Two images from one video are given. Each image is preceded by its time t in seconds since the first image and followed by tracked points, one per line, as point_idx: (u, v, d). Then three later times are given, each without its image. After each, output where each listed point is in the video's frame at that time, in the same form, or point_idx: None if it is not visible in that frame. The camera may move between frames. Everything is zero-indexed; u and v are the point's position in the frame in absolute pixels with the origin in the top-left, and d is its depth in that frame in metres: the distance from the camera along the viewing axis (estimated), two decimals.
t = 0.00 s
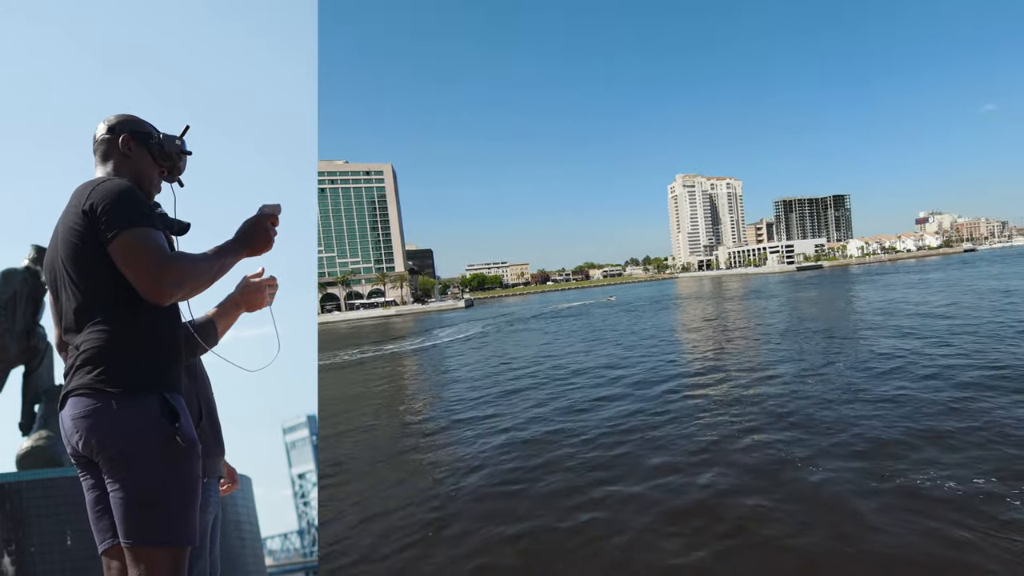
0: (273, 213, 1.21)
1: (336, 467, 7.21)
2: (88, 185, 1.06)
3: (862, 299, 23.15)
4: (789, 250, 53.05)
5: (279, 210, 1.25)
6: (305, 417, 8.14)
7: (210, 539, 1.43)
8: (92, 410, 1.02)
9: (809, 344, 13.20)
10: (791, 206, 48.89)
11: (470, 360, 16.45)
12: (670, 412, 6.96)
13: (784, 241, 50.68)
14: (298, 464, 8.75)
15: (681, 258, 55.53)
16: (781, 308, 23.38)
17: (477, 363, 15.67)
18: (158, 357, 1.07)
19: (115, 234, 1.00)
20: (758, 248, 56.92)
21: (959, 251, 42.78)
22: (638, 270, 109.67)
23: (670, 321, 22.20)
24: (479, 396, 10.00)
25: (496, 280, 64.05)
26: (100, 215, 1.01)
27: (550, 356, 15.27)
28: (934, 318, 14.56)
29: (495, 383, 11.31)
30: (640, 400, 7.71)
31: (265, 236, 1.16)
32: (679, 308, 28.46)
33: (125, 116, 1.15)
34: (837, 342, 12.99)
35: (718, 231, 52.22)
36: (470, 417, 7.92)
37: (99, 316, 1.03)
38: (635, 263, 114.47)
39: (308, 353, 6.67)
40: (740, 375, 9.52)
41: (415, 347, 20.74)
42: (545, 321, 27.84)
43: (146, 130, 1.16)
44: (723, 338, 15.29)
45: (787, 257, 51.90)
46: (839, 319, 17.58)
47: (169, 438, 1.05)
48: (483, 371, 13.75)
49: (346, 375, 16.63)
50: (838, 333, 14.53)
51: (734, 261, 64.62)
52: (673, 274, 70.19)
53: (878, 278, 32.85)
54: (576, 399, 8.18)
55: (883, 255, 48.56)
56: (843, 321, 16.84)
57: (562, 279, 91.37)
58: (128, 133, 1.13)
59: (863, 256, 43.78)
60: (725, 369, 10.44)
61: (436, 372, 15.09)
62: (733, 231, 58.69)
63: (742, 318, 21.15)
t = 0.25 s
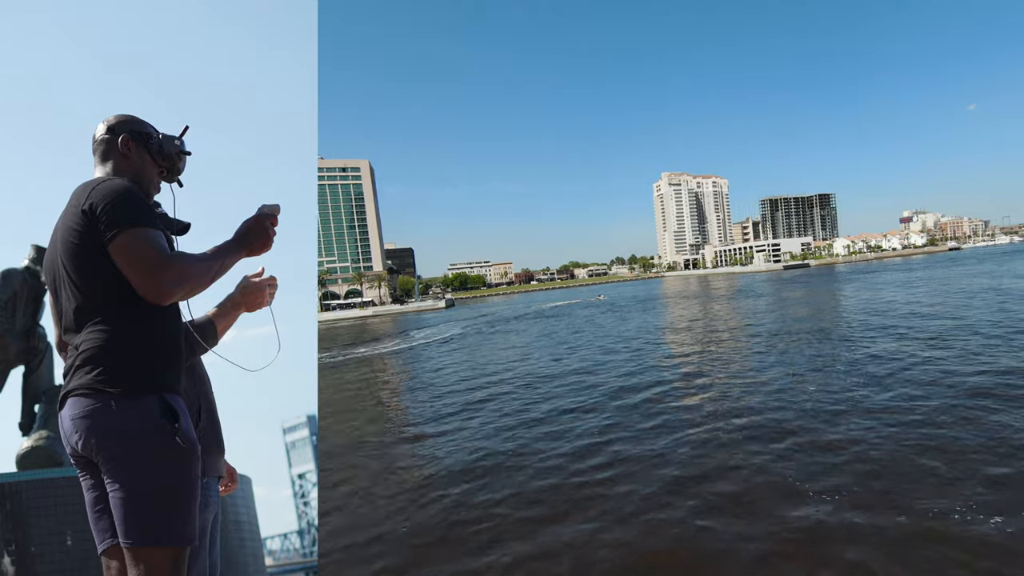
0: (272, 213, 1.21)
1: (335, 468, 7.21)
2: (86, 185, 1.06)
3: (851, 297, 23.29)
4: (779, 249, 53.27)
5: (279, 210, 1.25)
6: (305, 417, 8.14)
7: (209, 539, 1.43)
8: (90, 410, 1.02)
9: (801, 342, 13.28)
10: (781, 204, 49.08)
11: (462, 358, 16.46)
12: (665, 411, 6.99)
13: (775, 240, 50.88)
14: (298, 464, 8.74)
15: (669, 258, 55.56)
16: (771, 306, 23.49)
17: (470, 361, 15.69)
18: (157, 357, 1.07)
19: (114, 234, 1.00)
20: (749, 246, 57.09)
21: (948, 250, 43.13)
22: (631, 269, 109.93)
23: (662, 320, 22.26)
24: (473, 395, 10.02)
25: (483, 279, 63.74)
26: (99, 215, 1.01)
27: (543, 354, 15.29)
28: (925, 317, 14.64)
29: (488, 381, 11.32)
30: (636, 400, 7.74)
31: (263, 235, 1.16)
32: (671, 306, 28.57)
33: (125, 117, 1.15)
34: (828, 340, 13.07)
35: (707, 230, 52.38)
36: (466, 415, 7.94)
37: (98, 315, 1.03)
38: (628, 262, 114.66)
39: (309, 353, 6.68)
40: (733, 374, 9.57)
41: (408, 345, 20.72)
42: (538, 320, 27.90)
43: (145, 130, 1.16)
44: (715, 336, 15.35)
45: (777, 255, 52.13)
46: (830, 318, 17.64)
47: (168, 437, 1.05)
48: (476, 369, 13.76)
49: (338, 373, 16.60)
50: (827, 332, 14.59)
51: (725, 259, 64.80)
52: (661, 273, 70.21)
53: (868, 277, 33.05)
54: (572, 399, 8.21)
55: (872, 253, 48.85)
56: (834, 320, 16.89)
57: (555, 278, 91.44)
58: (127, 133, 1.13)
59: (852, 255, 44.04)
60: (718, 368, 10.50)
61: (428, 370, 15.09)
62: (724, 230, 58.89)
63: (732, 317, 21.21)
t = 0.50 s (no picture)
0: (272, 214, 1.21)
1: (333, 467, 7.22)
2: (86, 186, 1.06)
3: (843, 297, 23.38)
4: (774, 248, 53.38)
5: (278, 211, 1.25)
6: (305, 417, 8.16)
7: (208, 539, 1.43)
8: (89, 411, 1.02)
9: (795, 342, 13.31)
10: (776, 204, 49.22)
11: (455, 355, 16.48)
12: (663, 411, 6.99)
13: (769, 239, 50.99)
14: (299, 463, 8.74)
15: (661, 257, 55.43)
16: (765, 305, 23.56)
17: (464, 357, 15.70)
18: (156, 357, 1.07)
19: (114, 235, 1.00)
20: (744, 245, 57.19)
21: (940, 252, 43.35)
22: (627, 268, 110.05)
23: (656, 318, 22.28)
24: (467, 391, 10.03)
25: (474, 276, 63.54)
26: (99, 216, 1.01)
27: (538, 351, 15.30)
28: (918, 318, 14.69)
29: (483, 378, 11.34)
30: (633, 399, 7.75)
31: (262, 236, 1.16)
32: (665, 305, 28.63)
33: (124, 117, 1.15)
34: (822, 339, 13.10)
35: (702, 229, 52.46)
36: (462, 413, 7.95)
37: (98, 315, 1.03)
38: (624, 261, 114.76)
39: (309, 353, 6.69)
40: (729, 373, 9.60)
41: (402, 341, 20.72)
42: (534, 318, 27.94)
43: (145, 130, 1.16)
44: (709, 336, 15.38)
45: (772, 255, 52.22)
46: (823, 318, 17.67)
47: (166, 438, 1.05)
48: (470, 366, 13.77)
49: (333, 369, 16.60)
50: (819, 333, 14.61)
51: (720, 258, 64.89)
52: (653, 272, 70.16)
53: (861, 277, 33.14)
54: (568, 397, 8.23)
55: (866, 253, 49.01)
56: (827, 319, 16.92)
57: (551, 277, 91.50)
58: (127, 134, 1.13)
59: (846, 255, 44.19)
60: (714, 366, 10.52)
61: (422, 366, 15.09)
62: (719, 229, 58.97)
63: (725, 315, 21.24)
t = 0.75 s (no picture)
0: (272, 214, 1.21)
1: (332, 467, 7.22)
2: (87, 185, 1.06)
3: (841, 300, 23.39)
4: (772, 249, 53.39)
5: (279, 211, 1.25)
6: (305, 417, 8.17)
7: (208, 538, 1.43)
8: (89, 410, 1.02)
9: (794, 345, 13.32)
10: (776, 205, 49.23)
11: (453, 352, 16.45)
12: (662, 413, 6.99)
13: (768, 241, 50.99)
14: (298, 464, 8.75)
15: (659, 256, 55.13)
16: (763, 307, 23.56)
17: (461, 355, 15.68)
18: (155, 357, 1.07)
19: (114, 234, 1.00)
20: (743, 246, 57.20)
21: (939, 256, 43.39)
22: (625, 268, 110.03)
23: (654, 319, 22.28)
24: (466, 390, 10.01)
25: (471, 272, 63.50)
26: (99, 215, 1.01)
27: (536, 350, 15.28)
28: (916, 323, 14.70)
29: (481, 377, 11.32)
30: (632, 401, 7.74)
31: (263, 236, 1.16)
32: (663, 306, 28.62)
33: (125, 116, 1.15)
34: (821, 343, 13.11)
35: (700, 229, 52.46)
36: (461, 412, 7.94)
37: (98, 314, 1.03)
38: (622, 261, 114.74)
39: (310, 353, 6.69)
40: (728, 375, 9.60)
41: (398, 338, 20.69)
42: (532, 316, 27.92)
43: (146, 130, 1.16)
44: (707, 338, 15.41)
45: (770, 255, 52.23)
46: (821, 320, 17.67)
47: (166, 438, 1.05)
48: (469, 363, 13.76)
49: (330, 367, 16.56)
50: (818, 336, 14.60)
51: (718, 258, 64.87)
52: (651, 271, 69.99)
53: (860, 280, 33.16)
54: (568, 398, 8.22)
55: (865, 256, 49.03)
56: (825, 322, 16.92)
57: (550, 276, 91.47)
58: (128, 133, 1.13)
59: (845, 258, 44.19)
60: (713, 369, 10.52)
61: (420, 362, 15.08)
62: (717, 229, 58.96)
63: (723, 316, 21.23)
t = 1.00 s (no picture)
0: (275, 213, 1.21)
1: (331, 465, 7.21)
2: (89, 185, 1.06)
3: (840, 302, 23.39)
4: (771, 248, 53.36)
5: (280, 211, 1.25)
6: (305, 417, 8.16)
7: (209, 538, 1.44)
8: (91, 411, 1.02)
9: (794, 347, 13.32)
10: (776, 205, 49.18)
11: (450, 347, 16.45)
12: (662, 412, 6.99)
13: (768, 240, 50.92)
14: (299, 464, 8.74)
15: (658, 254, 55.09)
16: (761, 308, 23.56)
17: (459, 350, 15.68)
18: (157, 358, 1.07)
19: (117, 235, 1.00)
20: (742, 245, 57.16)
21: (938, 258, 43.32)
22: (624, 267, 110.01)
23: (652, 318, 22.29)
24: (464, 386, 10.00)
25: (469, 269, 63.43)
26: (101, 216, 1.01)
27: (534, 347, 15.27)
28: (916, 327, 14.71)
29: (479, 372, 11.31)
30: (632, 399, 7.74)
31: (265, 235, 1.16)
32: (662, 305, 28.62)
33: (126, 115, 1.15)
34: (821, 344, 13.11)
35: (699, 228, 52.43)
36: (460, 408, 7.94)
37: (99, 316, 1.03)
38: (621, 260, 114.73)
39: (310, 354, 6.67)
40: (728, 374, 9.61)
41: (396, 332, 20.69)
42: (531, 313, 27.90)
43: (147, 129, 1.16)
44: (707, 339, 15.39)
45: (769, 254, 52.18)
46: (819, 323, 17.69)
47: (168, 439, 1.05)
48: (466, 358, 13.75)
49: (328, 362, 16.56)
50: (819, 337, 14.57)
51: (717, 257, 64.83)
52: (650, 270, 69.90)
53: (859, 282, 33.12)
54: (567, 395, 8.22)
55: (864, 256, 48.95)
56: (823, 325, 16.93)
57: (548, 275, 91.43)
58: (129, 133, 1.13)
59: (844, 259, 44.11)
60: (713, 369, 10.52)
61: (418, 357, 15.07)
62: (717, 229, 58.88)
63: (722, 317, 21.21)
